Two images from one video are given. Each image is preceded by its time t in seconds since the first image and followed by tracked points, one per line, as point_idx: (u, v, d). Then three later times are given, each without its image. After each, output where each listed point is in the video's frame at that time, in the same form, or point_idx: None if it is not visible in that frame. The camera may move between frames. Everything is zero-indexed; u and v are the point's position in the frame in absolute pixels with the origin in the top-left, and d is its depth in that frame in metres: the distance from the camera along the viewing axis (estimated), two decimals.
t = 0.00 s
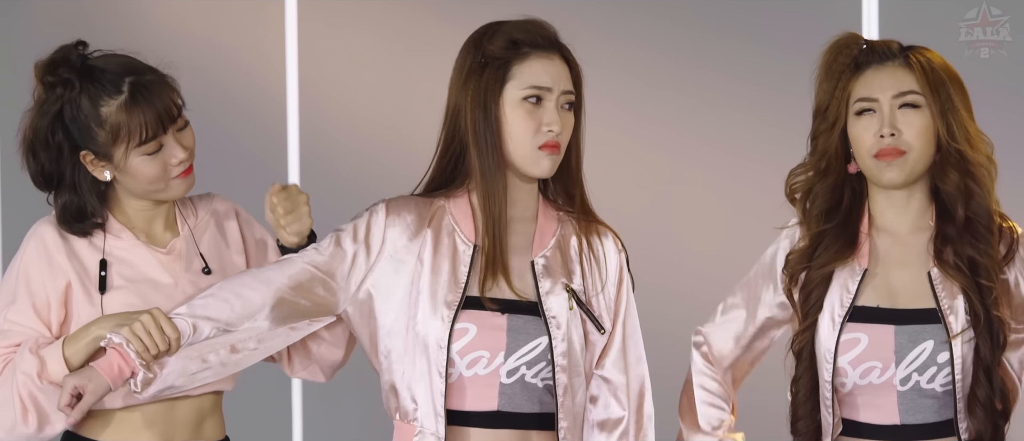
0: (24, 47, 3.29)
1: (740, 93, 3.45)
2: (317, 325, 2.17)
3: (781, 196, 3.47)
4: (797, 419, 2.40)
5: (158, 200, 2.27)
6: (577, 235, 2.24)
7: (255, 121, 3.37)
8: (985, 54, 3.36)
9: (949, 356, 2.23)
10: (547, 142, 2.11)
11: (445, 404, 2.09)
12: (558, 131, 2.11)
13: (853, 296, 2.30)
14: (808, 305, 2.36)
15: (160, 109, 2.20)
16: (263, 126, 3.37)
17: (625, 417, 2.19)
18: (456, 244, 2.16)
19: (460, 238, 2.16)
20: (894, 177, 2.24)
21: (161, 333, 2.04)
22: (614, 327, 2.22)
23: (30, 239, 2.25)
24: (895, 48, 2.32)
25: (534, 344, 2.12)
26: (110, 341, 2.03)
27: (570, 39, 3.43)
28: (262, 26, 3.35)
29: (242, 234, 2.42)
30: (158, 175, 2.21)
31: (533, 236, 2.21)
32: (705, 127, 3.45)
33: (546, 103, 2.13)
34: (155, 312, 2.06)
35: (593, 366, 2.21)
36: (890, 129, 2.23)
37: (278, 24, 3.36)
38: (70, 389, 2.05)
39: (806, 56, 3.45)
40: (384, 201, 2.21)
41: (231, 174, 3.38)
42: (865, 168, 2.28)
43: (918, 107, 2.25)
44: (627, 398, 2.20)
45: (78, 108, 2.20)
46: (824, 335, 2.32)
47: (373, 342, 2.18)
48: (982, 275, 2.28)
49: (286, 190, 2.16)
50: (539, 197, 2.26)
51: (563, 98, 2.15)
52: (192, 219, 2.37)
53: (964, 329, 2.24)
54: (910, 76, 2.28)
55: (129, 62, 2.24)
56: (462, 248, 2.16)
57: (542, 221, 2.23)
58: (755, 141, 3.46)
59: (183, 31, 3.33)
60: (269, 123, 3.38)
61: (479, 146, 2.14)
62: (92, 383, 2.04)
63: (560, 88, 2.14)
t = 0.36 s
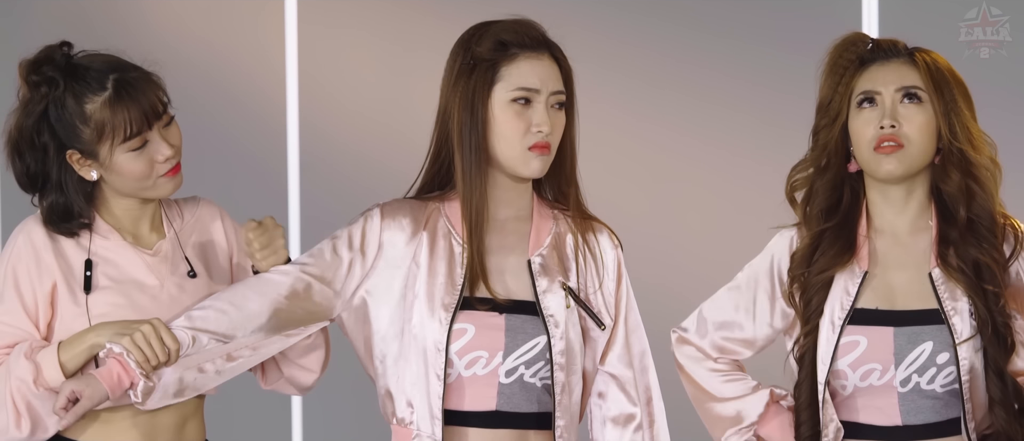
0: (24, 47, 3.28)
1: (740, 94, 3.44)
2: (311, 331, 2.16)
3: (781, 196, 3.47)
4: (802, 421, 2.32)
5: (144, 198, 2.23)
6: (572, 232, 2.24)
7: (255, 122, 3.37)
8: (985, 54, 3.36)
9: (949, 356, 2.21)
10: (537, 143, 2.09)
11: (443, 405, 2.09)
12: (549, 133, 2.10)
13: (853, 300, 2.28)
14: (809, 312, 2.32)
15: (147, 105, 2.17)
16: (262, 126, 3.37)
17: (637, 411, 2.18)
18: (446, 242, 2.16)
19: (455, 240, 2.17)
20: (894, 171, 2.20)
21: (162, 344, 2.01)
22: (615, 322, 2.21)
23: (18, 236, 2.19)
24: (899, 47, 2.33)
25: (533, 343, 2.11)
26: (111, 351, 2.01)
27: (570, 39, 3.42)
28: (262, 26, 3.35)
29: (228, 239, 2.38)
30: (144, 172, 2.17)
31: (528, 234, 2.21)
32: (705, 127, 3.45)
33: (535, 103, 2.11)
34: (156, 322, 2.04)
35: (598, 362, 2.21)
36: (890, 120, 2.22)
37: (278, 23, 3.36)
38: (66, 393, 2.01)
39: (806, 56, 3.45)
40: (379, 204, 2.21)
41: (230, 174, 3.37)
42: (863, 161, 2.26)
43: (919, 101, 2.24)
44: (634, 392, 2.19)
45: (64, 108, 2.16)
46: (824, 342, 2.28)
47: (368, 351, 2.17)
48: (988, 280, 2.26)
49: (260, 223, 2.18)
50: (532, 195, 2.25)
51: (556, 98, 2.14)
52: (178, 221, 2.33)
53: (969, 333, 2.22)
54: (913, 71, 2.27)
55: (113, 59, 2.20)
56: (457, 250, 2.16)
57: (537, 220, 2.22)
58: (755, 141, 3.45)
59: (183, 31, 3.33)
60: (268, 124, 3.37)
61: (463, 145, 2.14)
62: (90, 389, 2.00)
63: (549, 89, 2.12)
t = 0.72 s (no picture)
0: (24, 47, 3.28)
1: (740, 94, 3.45)
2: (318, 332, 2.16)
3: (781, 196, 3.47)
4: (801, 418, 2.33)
5: (142, 199, 2.23)
6: (570, 232, 2.24)
7: (255, 121, 3.37)
8: (985, 54, 3.36)
9: (948, 352, 2.20)
10: (529, 143, 2.10)
11: (444, 407, 2.09)
12: (541, 133, 2.10)
13: (853, 297, 2.28)
14: (809, 308, 2.32)
15: (146, 104, 2.18)
16: (262, 126, 3.37)
17: (621, 413, 2.20)
18: (446, 246, 2.17)
19: (453, 241, 2.17)
20: (882, 180, 2.21)
21: (161, 346, 2.02)
22: (610, 323, 2.22)
23: (14, 238, 2.20)
24: (888, 48, 2.30)
25: (532, 343, 2.11)
26: (110, 355, 2.02)
27: (570, 39, 3.42)
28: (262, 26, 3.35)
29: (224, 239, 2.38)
30: (142, 171, 2.17)
31: (527, 233, 2.21)
32: (704, 127, 3.45)
33: (527, 104, 2.12)
34: (156, 326, 2.04)
35: (590, 363, 2.21)
36: (878, 129, 2.21)
37: (278, 24, 3.36)
38: (71, 404, 1.99)
39: (806, 56, 3.45)
40: (377, 206, 2.21)
41: (230, 174, 3.37)
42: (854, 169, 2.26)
43: (908, 108, 2.22)
44: (623, 394, 2.20)
45: (63, 107, 2.16)
46: (822, 339, 2.29)
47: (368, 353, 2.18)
48: (976, 274, 2.23)
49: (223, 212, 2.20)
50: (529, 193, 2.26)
51: (546, 97, 2.14)
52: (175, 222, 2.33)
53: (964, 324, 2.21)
54: (900, 75, 2.25)
55: (112, 59, 2.21)
56: (455, 251, 2.17)
57: (534, 219, 2.22)
58: (754, 141, 3.46)
59: (183, 31, 3.33)
60: (269, 124, 3.38)
61: (457, 148, 2.14)
62: (94, 397, 1.99)
63: (540, 89, 2.13)
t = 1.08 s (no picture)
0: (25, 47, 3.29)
1: (740, 93, 3.45)
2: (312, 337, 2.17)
3: (781, 196, 3.47)
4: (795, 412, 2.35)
5: (144, 200, 2.22)
6: (569, 230, 2.23)
7: (256, 121, 3.37)
8: (985, 54, 3.36)
9: (938, 345, 2.17)
10: (530, 140, 2.10)
11: (444, 406, 2.09)
12: (541, 132, 2.10)
13: (848, 290, 2.28)
14: (809, 291, 2.34)
15: (151, 104, 2.18)
16: (262, 126, 3.38)
17: (627, 407, 2.19)
18: (444, 247, 2.16)
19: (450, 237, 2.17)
20: (878, 184, 2.21)
21: (159, 351, 2.06)
22: (610, 320, 2.21)
23: (14, 238, 2.21)
24: (888, 49, 2.26)
25: (532, 342, 2.11)
26: (108, 358, 2.05)
27: (570, 39, 3.42)
28: (262, 26, 3.35)
29: (226, 239, 2.37)
30: (145, 171, 2.17)
31: (526, 231, 2.21)
32: (704, 127, 3.45)
33: (527, 102, 2.12)
34: (154, 331, 2.08)
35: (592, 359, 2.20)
36: (870, 135, 2.20)
37: (278, 24, 3.36)
38: (63, 397, 2.04)
39: (806, 56, 3.45)
40: (376, 208, 2.20)
41: (230, 174, 3.37)
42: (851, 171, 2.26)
43: (902, 113, 2.20)
44: (625, 389, 2.19)
45: (68, 106, 2.17)
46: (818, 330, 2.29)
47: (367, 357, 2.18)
48: (970, 268, 2.19)
49: (201, 269, 2.18)
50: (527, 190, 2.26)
51: (543, 96, 2.13)
52: (178, 222, 2.32)
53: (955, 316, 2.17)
54: (896, 81, 2.22)
55: (119, 59, 2.22)
56: (452, 249, 2.16)
57: (533, 218, 2.22)
58: (754, 141, 3.46)
59: (183, 31, 3.33)
60: (269, 124, 3.38)
61: (456, 139, 2.14)
62: (86, 394, 2.03)
63: (538, 87, 2.13)
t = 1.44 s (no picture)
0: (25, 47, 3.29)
1: (739, 93, 3.45)
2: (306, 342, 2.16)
3: (781, 196, 3.47)
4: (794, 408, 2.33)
5: (143, 202, 2.21)
6: (570, 231, 2.23)
7: (256, 121, 3.37)
8: (985, 54, 3.36)
9: (938, 340, 2.18)
10: (527, 140, 2.09)
11: (449, 407, 2.10)
12: (539, 132, 2.09)
13: (848, 289, 2.27)
14: (808, 283, 2.32)
15: (153, 106, 2.17)
16: (262, 126, 3.37)
17: (628, 409, 2.19)
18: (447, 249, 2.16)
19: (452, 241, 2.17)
20: (884, 195, 2.21)
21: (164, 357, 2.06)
22: (612, 321, 2.21)
23: (14, 238, 2.22)
24: (912, 62, 2.20)
25: (536, 343, 2.11)
26: (112, 364, 2.05)
27: (570, 39, 3.43)
28: (262, 26, 3.35)
29: (226, 237, 2.36)
30: (144, 172, 2.16)
31: (527, 232, 2.20)
32: (704, 126, 3.45)
33: (523, 105, 2.10)
34: (158, 336, 2.08)
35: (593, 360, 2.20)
36: (885, 152, 2.17)
37: (278, 24, 3.36)
38: (66, 399, 2.02)
39: (806, 56, 3.45)
40: (377, 210, 2.20)
41: (230, 174, 3.37)
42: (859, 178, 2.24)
43: (920, 134, 2.17)
44: (627, 390, 2.19)
45: (71, 103, 2.17)
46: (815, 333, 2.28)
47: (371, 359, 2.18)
48: (975, 273, 2.19)
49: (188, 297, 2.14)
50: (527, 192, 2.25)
51: (542, 98, 2.12)
52: (177, 220, 2.31)
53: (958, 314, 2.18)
54: (915, 100, 2.18)
55: (124, 59, 2.22)
56: (456, 252, 2.16)
57: (534, 219, 2.22)
58: (754, 141, 3.46)
59: (183, 31, 3.33)
60: (269, 124, 3.38)
61: (454, 138, 2.14)
62: (90, 398, 2.01)
63: (536, 89, 2.11)
